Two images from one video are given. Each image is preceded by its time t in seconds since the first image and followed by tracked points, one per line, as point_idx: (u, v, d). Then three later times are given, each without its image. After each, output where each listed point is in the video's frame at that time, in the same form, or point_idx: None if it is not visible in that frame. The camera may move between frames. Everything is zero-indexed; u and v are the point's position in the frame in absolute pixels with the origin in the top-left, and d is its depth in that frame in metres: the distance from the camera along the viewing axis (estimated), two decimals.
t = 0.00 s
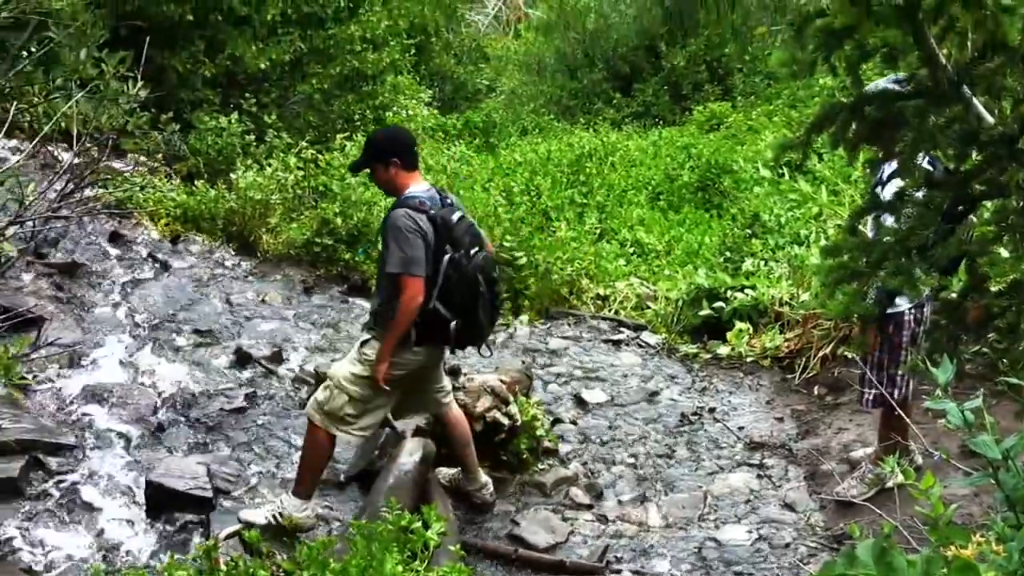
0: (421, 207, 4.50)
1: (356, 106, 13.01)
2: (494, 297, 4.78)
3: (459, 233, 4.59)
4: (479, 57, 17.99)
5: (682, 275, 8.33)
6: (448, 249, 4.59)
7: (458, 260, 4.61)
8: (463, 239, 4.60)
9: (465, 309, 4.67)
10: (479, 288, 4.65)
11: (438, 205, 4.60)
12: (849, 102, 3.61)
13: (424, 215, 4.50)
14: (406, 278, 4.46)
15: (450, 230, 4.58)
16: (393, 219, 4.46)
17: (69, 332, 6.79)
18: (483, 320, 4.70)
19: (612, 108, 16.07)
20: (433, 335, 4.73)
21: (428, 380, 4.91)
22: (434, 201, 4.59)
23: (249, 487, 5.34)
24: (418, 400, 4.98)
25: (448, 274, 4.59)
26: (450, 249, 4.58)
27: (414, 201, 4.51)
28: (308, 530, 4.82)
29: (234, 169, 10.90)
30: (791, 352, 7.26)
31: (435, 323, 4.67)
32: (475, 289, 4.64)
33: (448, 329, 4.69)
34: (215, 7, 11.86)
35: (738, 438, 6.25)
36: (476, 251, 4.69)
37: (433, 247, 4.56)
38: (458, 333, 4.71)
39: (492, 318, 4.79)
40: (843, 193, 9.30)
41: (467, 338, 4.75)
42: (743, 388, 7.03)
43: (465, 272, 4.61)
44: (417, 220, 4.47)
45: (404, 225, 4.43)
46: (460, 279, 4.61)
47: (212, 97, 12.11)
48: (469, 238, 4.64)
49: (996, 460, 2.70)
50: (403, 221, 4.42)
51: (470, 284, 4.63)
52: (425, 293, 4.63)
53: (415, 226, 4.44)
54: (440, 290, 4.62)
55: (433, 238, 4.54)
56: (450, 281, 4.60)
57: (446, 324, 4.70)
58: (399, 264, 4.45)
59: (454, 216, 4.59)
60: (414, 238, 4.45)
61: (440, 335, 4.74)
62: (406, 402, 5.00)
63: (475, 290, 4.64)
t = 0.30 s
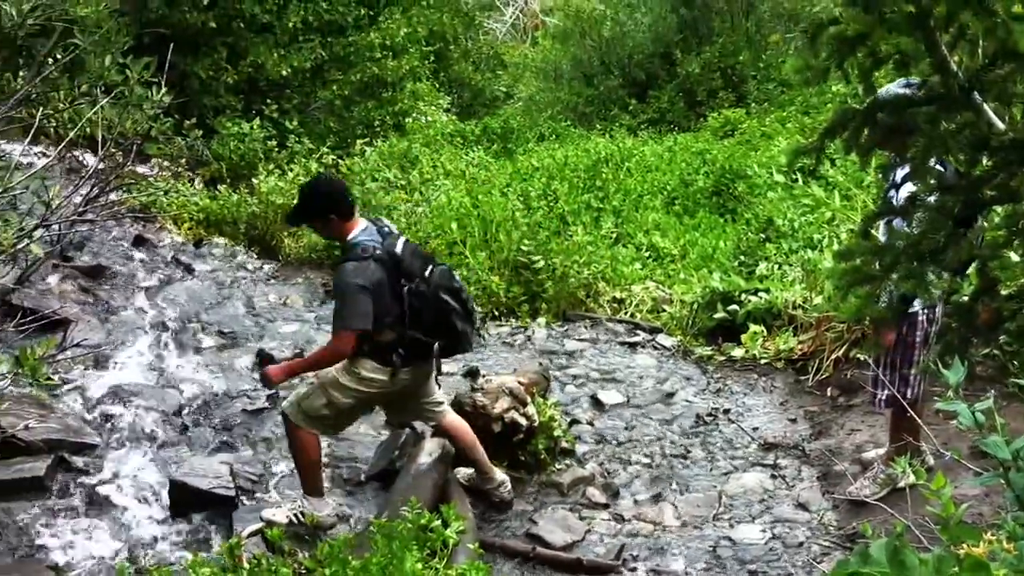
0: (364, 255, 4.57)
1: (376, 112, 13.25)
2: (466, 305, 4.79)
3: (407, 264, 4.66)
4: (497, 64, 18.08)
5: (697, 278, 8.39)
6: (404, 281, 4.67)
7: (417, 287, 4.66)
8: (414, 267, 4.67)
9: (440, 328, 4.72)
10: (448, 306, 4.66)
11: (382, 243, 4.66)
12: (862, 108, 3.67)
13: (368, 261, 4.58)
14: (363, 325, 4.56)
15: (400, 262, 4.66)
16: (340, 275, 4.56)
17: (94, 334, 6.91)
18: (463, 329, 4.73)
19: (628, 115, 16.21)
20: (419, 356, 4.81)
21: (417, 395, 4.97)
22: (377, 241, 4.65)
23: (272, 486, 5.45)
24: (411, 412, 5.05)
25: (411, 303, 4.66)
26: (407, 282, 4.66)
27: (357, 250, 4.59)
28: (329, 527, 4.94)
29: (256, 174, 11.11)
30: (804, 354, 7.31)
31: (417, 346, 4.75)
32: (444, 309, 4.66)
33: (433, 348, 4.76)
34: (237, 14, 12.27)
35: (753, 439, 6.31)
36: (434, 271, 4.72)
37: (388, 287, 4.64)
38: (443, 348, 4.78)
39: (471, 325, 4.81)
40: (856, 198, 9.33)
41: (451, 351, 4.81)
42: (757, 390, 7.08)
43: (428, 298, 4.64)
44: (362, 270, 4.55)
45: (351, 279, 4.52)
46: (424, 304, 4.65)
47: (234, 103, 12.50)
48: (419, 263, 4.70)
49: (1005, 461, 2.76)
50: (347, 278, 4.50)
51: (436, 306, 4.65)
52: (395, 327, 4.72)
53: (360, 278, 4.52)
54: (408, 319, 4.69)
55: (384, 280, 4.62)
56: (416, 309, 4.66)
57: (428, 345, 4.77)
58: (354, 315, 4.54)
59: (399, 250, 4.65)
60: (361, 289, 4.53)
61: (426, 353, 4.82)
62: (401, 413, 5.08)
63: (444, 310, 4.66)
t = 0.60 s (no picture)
0: (332, 244, 4.66)
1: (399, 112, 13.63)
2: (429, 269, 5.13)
3: (371, 244, 4.86)
4: (518, 65, 18.11)
5: (714, 276, 8.44)
6: (371, 261, 4.88)
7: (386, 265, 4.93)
8: (379, 246, 4.88)
9: (414, 296, 5.06)
10: (417, 274, 5.00)
11: (343, 228, 4.78)
12: (879, 109, 3.72)
13: (337, 251, 4.69)
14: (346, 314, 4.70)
15: (363, 244, 4.85)
16: (314, 270, 4.65)
17: (121, 328, 7.03)
18: (435, 291, 5.09)
19: (646, 115, 16.41)
20: (396, 327, 5.14)
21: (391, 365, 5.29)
22: (339, 228, 4.75)
23: (295, 479, 5.56)
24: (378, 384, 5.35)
25: (383, 279, 4.92)
26: (376, 262, 4.89)
27: (323, 242, 4.67)
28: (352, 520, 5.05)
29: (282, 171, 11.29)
30: (820, 352, 7.37)
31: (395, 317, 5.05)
32: (414, 278, 5.00)
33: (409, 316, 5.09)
34: (264, 14, 12.32)
35: (768, 435, 6.36)
36: (396, 245, 4.99)
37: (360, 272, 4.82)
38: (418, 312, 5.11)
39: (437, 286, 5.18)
40: (871, 198, 9.37)
41: (424, 315, 5.16)
42: (773, 386, 7.13)
43: (399, 272, 4.95)
44: (335, 260, 4.66)
45: (327, 271, 4.63)
46: (396, 278, 4.96)
47: (260, 103, 12.59)
48: (381, 241, 4.92)
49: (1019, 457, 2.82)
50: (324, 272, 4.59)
51: (407, 276, 4.98)
52: (371, 307, 4.95)
53: (336, 269, 4.63)
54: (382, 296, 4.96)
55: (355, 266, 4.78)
56: (388, 283, 4.95)
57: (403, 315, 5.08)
58: (336, 306, 4.67)
59: (362, 232, 4.82)
60: (339, 278, 4.66)
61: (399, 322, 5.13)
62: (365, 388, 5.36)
63: (415, 277, 5.00)
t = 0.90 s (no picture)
0: (325, 228, 4.73)
1: (412, 111, 13.77)
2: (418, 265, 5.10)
3: (364, 233, 4.86)
4: (530, 65, 18.26)
5: (721, 274, 8.49)
6: (362, 250, 4.87)
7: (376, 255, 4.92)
8: (371, 236, 4.88)
9: (399, 288, 5.02)
10: (406, 268, 4.98)
11: (337, 213, 4.83)
12: (885, 111, 3.77)
13: (330, 234, 4.74)
14: (337, 299, 4.70)
15: (356, 231, 4.86)
16: (308, 250, 4.68)
17: (138, 322, 7.13)
18: (421, 288, 5.04)
19: (655, 115, 16.41)
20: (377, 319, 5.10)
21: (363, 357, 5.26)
22: (333, 212, 4.81)
23: (307, 471, 5.70)
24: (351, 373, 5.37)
25: (371, 269, 4.92)
26: (365, 250, 4.88)
27: (317, 225, 4.74)
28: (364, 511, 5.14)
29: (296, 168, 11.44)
30: (824, 349, 7.41)
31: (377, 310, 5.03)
32: (401, 270, 4.97)
33: (393, 310, 5.07)
34: (279, 14, 12.42)
35: (773, 430, 6.42)
36: (387, 236, 4.98)
37: (350, 258, 4.82)
38: (402, 308, 5.08)
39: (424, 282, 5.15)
40: (876, 199, 9.29)
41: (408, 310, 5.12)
42: (778, 382, 7.19)
43: (387, 262, 4.93)
44: (328, 244, 4.71)
45: (320, 253, 4.66)
46: (384, 269, 4.94)
47: (275, 102, 12.74)
48: (373, 231, 4.92)
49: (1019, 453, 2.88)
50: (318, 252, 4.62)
51: (394, 268, 4.96)
52: (357, 296, 4.93)
53: (330, 252, 4.67)
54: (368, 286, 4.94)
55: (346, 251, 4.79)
56: (375, 274, 4.93)
57: (387, 308, 5.06)
58: (324, 289, 4.67)
59: (355, 219, 4.85)
60: (332, 262, 4.68)
61: (382, 314, 5.12)
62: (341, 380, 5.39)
63: (403, 272, 4.98)
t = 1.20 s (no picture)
0: (316, 214, 4.77)
1: (421, 114, 13.64)
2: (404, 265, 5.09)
3: (353, 225, 4.88)
4: (535, 69, 18.31)
5: (722, 274, 8.57)
6: (349, 241, 4.88)
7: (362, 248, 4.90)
8: (359, 228, 4.89)
9: (380, 283, 4.96)
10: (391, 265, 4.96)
11: (327, 204, 4.87)
12: (884, 115, 3.84)
13: (319, 220, 4.77)
14: (321, 284, 4.71)
15: (345, 222, 4.87)
16: (296, 233, 4.71)
17: (151, 320, 7.27)
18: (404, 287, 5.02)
19: (659, 119, 16.84)
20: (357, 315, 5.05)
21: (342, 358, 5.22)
22: (323, 201, 4.85)
23: (317, 466, 5.81)
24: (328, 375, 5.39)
25: (358, 261, 4.90)
26: (352, 242, 4.88)
27: (307, 211, 4.78)
28: (373, 506, 5.25)
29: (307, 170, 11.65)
30: (824, 348, 7.48)
31: (360, 307, 4.99)
32: (386, 266, 4.95)
33: (373, 307, 4.99)
34: (292, 19, 12.58)
35: (774, 427, 6.49)
36: (374, 232, 4.99)
37: (337, 247, 4.83)
38: (383, 307, 5.05)
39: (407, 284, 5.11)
40: (875, 200, 9.44)
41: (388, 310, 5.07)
42: (779, 380, 7.26)
43: (373, 256, 4.91)
44: (316, 229, 4.74)
45: (309, 237, 4.70)
46: (370, 263, 4.92)
47: (286, 104, 12.90)
48: (361, 224, 4.93)
49: (1016, 451, 2.99)
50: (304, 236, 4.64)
51: (380, 263, 4.93)
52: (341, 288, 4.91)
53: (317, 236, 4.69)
54: (353, 279, 4.91)
55: (334, 240, 4.81)
56: (360, 267, 4.92)
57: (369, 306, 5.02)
58: (313, 272, 4.70)
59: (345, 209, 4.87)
60: (318, 246, 4.71)
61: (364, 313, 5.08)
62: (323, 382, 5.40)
63: (387, 268, 4.96)
